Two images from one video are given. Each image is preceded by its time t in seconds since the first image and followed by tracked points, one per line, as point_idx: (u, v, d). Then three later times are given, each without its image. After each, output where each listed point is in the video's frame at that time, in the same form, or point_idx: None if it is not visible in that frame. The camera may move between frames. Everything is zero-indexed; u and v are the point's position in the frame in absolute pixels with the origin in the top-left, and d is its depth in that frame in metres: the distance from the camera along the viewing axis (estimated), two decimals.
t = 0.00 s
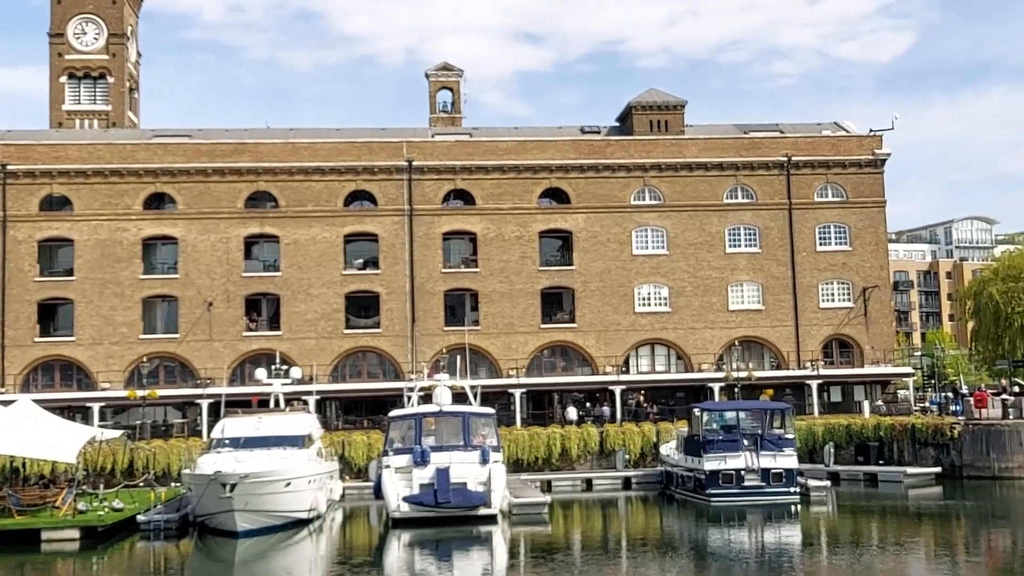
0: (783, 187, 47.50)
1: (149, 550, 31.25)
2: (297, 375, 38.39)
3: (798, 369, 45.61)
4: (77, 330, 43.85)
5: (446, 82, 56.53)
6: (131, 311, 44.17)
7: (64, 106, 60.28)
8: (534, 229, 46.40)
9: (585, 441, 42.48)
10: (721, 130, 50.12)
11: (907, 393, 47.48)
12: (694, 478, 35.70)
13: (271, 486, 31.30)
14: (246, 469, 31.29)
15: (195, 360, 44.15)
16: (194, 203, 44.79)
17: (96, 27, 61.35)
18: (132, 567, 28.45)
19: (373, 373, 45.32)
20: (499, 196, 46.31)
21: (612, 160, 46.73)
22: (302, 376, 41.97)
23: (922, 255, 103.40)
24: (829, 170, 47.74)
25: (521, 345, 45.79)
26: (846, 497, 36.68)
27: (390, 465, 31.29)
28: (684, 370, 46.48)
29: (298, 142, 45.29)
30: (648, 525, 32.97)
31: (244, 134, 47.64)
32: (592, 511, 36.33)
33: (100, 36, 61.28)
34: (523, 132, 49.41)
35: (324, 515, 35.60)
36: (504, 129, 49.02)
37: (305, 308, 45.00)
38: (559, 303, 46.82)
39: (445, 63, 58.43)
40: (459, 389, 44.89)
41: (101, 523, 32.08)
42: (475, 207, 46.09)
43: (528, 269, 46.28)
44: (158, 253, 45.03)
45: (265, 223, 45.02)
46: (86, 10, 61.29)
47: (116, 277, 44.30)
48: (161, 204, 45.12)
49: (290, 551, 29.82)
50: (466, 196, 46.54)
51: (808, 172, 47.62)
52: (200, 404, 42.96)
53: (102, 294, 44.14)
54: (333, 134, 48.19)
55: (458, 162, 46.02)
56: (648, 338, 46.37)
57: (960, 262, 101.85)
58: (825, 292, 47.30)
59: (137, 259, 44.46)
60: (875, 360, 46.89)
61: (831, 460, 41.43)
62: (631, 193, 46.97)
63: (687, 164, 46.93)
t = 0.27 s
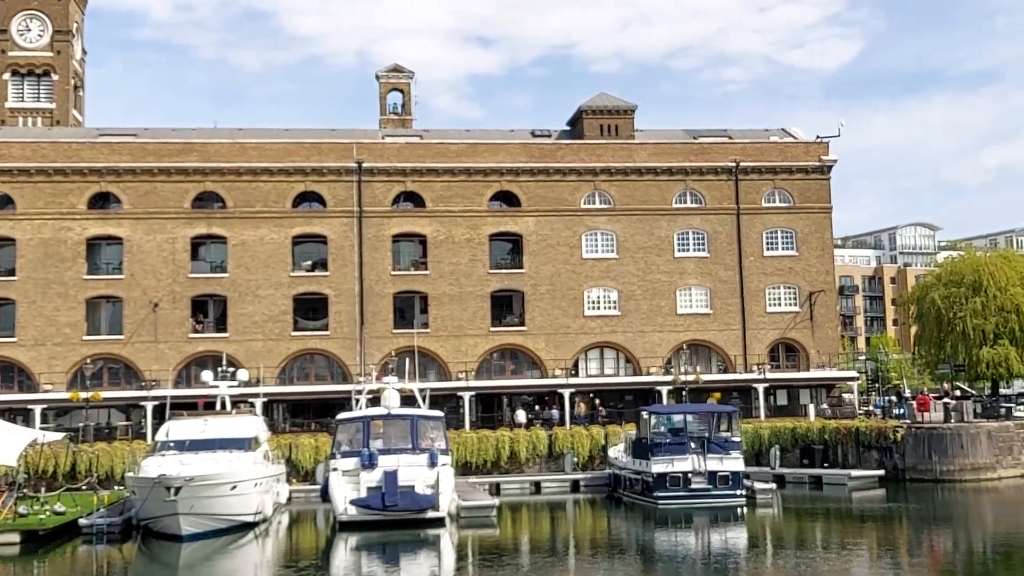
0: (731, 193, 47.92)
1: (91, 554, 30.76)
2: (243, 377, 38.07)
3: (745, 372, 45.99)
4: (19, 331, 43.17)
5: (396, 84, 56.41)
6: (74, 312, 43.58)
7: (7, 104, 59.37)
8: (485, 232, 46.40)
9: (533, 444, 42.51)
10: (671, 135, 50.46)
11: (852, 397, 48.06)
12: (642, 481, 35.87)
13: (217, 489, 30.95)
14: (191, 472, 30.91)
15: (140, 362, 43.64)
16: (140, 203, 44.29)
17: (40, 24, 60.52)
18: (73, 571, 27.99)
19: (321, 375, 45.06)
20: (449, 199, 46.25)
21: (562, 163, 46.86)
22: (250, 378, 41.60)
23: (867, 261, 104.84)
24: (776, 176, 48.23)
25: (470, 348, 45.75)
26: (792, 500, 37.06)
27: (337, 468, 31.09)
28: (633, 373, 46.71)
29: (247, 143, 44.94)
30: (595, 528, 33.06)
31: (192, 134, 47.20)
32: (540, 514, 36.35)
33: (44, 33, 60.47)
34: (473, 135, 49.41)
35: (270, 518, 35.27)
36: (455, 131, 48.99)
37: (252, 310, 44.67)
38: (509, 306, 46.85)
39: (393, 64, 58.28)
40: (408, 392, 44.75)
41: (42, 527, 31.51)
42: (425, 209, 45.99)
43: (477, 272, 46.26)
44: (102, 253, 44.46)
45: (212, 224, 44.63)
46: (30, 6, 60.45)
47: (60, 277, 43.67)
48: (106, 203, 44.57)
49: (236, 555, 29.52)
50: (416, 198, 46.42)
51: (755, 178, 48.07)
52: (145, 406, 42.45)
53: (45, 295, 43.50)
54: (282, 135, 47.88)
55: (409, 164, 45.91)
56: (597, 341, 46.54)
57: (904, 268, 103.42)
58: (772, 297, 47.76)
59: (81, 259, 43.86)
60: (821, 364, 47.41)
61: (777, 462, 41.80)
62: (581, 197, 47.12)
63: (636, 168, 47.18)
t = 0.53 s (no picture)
0: (675, 196, 48.25)
1: (25, 557, 30.13)
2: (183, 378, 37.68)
3: (688, 375, 46.32)
4: None
5: (341, 84, 56.14)
6: (10, 311, 42.87)
7: None
8: (429, 233, 46.31)
9: (477, 446, 42.49)
10: (616, 138, 50.70)
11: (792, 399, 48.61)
12: (584, 482, 36.00)
13: (155, 491, 30.52)
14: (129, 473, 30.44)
15: (77, 362, 43.04)
16: (79, 201, 43.65)
17: None
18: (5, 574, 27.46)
19: (263, 376, 44.71)
20: (394, 199, 46.08)
21: (508, 165, 46.90)
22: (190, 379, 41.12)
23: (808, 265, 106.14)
24: (720, 180, 48.64)
25: (414, 349, 45.63)
26: (733, 501, 37.37)
27: (278, 469, 30.81)
28: (576, 375, 46.88)
29: (189, 141, 44.46)
30: (538, 530, 33.12)
31: (133, 131, 46.60)
32: (483, 516, 36.32)
33: None
34: (419, 135, 49.28)
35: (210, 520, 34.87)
36: (400, 131, 48.83)
37: (193, 310, 44.24)
38: (453, 307, 46.78)
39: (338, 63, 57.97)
40: (351, 393, 44.53)
41: None
42: (370, 209, 45.79)
43: (422, 273, 46.16)
44: (39, 252, 43.77)
45: (153, 222, 44.13)
46: None
47: None
48: (44, 201, 43.88)
49: (173, 557, 29.15)
50: (360, 198, 46.20)
51: (699, 182, 48.44)
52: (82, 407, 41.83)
53: None
54: (225, 133, 47.44)
55: (353, 164, 45.67)
56: (541, 343, 46.66)
57: (844, 272, 104.79)
58: (714, 299, 48.15)
59: (18, 257, 43.13)
60: (762, 366, 47.90)
61: (719, 464, 42.14)
62: (526, 199, 47.19)
63: (581, 171, 47.35)
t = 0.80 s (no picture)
0: (624, 197, 48.45)
1: None
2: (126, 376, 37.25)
3: (635, 375, 46.54)
4: None
5: (290, 80, 55.77)
6: None
7: None
8: (378, 232, 46.13)
9: (424, 445, 42.37)
10: (566, 139, 50.83)
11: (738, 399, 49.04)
12: (532, 482, 36.04)
13: (96, 491, 30.05)
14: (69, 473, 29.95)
15: (18, 360, 42.38)
16: (20, 196, 42.95)
17: None
18: None
19: (208, 375, 44.30)
20: (342, 198, 45.84)
21: (457, 165, 46.85)
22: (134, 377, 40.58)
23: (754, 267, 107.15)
24: (668, 182, 48.93)
25: (362, 349, 45.44)
26: (679, 500, 37.60)
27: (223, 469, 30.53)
28: (524, 375, 46.94)
29: (134, 136, 43.92)
30: (485, 529, 33.11)
31: (77, 125, 45.95)
32: (430, 516, 36.21)
33: None
34: (368, 133, 49.07)
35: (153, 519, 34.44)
36: (349, 129, 48.58)
37: (137, 307, 43.75)
38: (401, 306, 46.64)
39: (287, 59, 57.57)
40: (297, 392, 44.24)
41: None
42: (318, 207, 45.51)
43: (370, 272, 45.98)
44: None
45: (96, 218, 43.57)
46: None
47: None
48: None
49: (115, 558, 28.74)
50: (308, 196, 45.89)
51: (648, 183, 48.69)
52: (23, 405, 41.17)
53: None
54: (171, 129, 46.92)
55: (302, 161, 45.36)
56: (489, 342, 46.67)
57: (790, 274, 105.90)
58: (662, 300, 48.44)
59: None
60: (708, 367, 48.27)
61: (665, 463, 42.37)
62: (475, 198, 47.16)
63: (531, 171, 47.42)
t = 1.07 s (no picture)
0: (572, 196, 48.60)
1: None
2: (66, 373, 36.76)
3: (582, 373, 46.72)
4: None
5: (237, 75, 55.33)
6: None
7: None
8: (324, 229, 45.88)
9: (369, 444, 42.21)
10: (514, 137, 50.88)
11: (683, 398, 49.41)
12: (477, 480, 36.04)
13: (34, 490, 29.55)
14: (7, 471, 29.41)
15: None
16: None
17: None
18: None
19: (150, 372, 43.82)
20: (289, 194, 45.54)
21: (405, 162, 46.71)
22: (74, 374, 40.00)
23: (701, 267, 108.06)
24: (616, 181, 49.14)
25: (308, 346, 45.17)
26: (623, 498, 37.81)
27: (165, 468, 29.99)
28: (471, 373, 46.93)
29: (77, 130, 43.31)
30: (430, 527, 33.06)
31: (17, 118, 45.23)
32: (374, 514, 36.06)
33: None
34: (316, 130, 48.78)
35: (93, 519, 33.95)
36: (296, 125, 48.26)
37: (78, 303, 43.18)
38: (348, 304, 46.43)
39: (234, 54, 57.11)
40: (242, 390, 43.88)
41: None
42: (264, 203, 45.17)
43: (316, 269, 45.72)
44: None
45: (37, 213, 42.93)
46: None
47: None
48: None
49: (52, 557, 28.28)
50: (254, 192, 45.51)
51: (596, 182, 48.87)
52: None
53: None
54: (115, 123, 46.33)
55: (248, 157, 44.98)
56: (436, 341, 46.60)
57: (736, 275, 106.91)
58: (609, 299, 48.65)
59: None
60: (654, 366, 48.57)
61: (610, 462, 42.56)
62: (423, 196, 47.06)
63: (479, 169, 47.41)
